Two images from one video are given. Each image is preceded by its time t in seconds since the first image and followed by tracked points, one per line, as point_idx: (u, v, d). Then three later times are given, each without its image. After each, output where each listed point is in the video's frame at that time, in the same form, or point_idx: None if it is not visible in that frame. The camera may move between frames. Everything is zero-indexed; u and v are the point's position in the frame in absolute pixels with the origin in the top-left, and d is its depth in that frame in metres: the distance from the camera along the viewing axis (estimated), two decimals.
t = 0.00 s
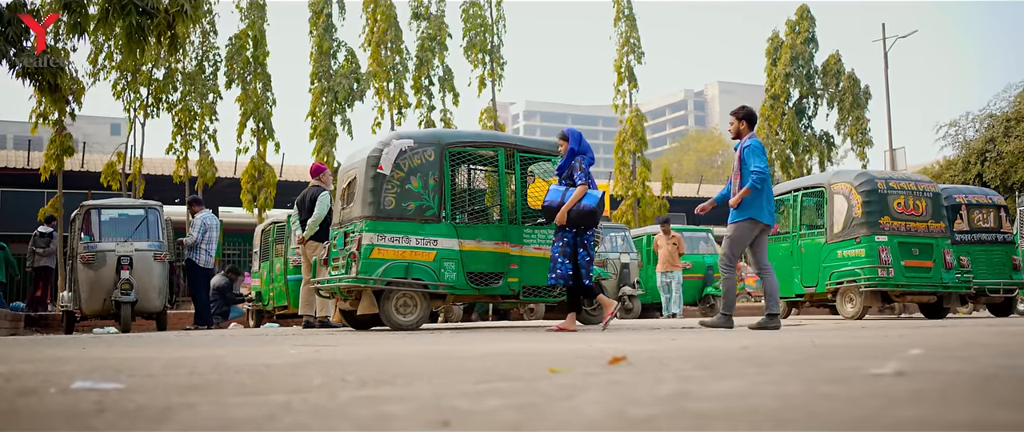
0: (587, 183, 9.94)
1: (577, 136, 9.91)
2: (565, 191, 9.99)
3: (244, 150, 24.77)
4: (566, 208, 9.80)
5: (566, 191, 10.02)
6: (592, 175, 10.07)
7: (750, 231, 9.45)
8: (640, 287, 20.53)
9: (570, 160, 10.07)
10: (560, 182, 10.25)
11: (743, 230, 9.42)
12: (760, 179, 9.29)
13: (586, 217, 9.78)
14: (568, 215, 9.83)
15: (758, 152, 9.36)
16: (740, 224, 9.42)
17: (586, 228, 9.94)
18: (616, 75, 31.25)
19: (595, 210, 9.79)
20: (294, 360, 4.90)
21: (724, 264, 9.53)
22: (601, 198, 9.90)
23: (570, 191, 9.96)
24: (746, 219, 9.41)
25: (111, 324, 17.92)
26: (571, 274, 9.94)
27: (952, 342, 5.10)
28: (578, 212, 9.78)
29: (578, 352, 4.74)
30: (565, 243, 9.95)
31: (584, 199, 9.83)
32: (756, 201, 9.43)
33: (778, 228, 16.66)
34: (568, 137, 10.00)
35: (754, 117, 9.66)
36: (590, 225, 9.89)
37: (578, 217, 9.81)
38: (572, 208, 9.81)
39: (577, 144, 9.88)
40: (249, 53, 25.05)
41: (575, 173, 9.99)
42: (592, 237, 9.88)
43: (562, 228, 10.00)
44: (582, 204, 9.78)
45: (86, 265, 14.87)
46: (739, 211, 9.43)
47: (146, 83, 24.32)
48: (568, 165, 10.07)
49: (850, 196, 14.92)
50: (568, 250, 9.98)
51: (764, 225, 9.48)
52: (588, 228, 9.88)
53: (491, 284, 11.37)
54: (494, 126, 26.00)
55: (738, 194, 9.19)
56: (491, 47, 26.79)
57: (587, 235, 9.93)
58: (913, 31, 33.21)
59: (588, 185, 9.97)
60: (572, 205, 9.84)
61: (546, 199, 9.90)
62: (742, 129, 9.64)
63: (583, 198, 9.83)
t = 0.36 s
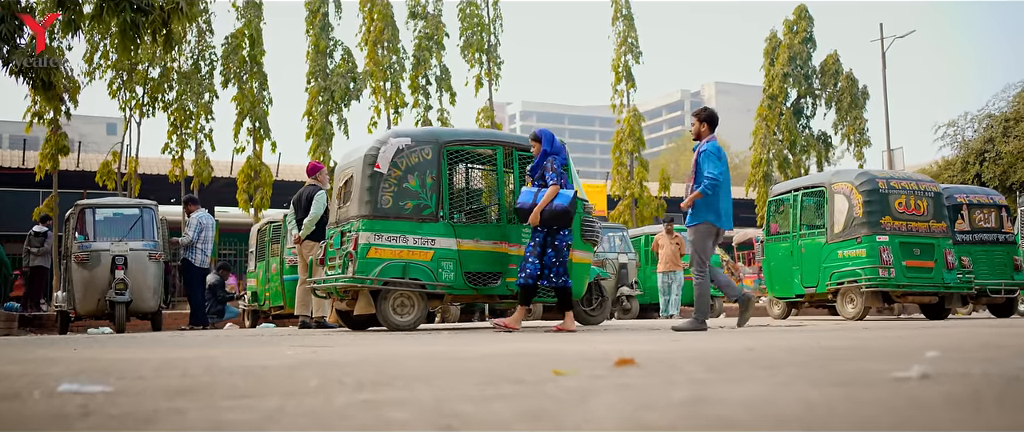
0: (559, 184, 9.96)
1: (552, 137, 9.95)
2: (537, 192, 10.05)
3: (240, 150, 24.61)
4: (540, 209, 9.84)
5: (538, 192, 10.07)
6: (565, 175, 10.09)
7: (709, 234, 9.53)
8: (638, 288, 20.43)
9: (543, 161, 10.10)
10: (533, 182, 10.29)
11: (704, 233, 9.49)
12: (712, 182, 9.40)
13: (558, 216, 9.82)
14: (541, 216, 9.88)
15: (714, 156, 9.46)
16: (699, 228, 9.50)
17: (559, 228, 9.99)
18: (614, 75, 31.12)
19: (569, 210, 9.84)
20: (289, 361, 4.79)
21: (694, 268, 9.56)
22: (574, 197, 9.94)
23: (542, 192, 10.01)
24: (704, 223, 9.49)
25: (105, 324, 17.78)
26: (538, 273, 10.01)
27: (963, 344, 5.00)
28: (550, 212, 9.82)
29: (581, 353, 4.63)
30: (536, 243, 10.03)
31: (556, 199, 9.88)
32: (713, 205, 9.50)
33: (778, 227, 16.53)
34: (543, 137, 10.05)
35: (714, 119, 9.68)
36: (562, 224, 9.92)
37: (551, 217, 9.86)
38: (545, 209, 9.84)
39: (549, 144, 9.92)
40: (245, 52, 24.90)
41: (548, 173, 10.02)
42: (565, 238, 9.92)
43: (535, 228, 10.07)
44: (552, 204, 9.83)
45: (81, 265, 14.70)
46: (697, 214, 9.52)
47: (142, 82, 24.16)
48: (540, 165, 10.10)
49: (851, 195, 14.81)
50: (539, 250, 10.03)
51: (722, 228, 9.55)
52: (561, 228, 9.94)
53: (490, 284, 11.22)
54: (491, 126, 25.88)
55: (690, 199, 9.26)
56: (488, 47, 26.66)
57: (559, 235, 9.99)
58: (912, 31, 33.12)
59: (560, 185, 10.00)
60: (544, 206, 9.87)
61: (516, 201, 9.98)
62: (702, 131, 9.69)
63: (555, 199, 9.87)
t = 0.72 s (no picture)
0: (526, 181, 10.03)
1: (522, 134, 10.05)
2: (504, 191, 10.13)
3: (237, 149, 24.46)
4: (507, 206, 9.89)
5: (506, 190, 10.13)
6: (534, 172, 10.14)
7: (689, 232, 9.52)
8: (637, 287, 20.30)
9: (512, 158, 10.18)
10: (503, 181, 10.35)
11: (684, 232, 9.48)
12: (689, 174, 9.47)
13: (524, 214, 9.83)
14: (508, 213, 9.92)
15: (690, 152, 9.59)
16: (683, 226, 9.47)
17: (526, 225, 10.03)
18: (612, 74, 31.00)
19: (534, 207, 9.86)
20: (284, 361, 4.65)
21: (682, 270, 9.45)
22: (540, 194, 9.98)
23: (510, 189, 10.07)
24: (684, 221, 9.48)
25: (102, 325, 17.64)
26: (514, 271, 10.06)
27: (977, 343, 4.87)
28: (516, 210, 9.85)
29: (587, 354, 4.50)
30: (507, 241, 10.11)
31: (522, 197, 9.93)
32: (690, 201, 9.51)
33: (779, 227, 16.41)
34: (514, 133, 10.14)
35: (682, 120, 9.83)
36: (531, 222, 9.96)
37: (517, 215, 9.88)
38: (511, 206, 9.89)
39: (518, 142, 10.02)
40: (242, 51, 24.73)
41: (516, 170, 10.08)
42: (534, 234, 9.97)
43: (505, 225, 10.14)
44: (519, 201, 9.86)
45: (76, 265, 14.57)
46: (676, 213, 9.49)
47: (138, 81, 24.01)
48: (510, 162, 10.17)
49: (853, 194, 14.69)
50: (510, 247, 10.10)
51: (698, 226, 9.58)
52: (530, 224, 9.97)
53: (489, 283, 11.09)
54: (489, 125, 25.75)
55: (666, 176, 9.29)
56: (486, 46, 26.55)
57: (527, 232, 10.04)
58: (911, 29, 33.02)
59: (528, 182, 10.05)
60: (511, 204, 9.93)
61: (484, 200, 10.05)
62: (672, 130, 9.76)
63: (521, 196, 9.92)
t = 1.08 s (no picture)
0: (511, 180, 10.08)
1: (510, 132, 10.08)
2: (489, 192, 10.13)
3: (234, 148, 24.28)
4: (497, 206, 9.94)
5: (491, 190, 10.16)
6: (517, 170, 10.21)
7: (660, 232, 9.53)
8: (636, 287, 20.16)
9: (496, 156, 10.21)
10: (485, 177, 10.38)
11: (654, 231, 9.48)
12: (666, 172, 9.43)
13: (514, 213, 9.93)
14: (497, 213, 9.98)
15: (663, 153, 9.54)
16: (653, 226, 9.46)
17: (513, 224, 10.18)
18: (611, 74, 30.88)
19: (523, 206, 9.94)
20: (281, 363, 4.52)
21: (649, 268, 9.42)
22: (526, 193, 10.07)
23: (495, 190, 10.09)
24: (656, 221, 9.48)
25: (97, 325, 17.50)
26: (498, 270, 10.18)
27: (992, 345, 4.76)
28: (507, 209, 9.92)
29: (594, 355, 4.38)
30: (493, 241, 10.18)
31: (510, 196, 10.00)
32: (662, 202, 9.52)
33: (780, 226, 16.29)
34: (499, 131, 10.17)
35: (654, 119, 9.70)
36: (518, 220, 10.04)
37: (507, 214, 9.97)
38: (501, 206, 9.94)
39: (505, 140, 10.05)
40: (239, 49, 24.60)
41: (501, 169, 10.13)
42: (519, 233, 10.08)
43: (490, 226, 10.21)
44: (508, 201, 9.92)
45: (71, 264, 14.41)
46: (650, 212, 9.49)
47: (135, 80, 23.83)
48: (494, 160, 10.21)
49: (854, 193, 14.58)
50: (496, 247, 10.21)
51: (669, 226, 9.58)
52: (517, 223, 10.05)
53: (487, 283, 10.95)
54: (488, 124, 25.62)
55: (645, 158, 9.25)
56: (484, 45, 26.42)
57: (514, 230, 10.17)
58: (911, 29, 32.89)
59: (513, 180, 10.12)
60: (499, 204, 9.97)
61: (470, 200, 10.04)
62: (644, 131, 9.65)
63: (509, 196, 9.97)
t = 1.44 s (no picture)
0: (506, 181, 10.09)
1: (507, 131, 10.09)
2: (489, 194, 9.92)
3: (231, 148, 24.12)
4: (504, 209, 9.92)
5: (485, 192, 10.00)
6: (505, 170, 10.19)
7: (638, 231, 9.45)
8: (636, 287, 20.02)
9: (489, 155, 10.06)
10: (473, 176, 10.13)
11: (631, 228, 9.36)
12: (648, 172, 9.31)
13: (519, 215, 10.05)
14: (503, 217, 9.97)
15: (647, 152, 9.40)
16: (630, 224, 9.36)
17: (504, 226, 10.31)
18: (609, 73, 30.75)
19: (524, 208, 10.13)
20: (279, 365, 4.40)
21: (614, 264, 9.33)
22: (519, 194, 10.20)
23: (495, 193, 9.93)
24: (634, 220, 9.37)
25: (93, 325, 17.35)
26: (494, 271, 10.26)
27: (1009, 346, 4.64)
28: (514, 212, 9.99)
29: (603, 356, 4.25)
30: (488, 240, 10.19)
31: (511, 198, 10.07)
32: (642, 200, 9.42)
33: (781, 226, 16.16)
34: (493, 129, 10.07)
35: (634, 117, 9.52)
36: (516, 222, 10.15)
37: (511, 217, 10.02)
38: (509, 209, 9.96)
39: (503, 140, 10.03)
40: (236, 49, 24.45)
41: (500, 170, 10.06)
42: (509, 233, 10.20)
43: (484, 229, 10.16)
44: (515, 203, 10.00)
45: (67, 264, 14.27)
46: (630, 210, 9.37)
47: (132, 79, 23.65)
48: (488, 159, 10.07)
49: (857, 192, 14.44)
50: (490, 248, 10.24)
51: (647, 226, 9.53)
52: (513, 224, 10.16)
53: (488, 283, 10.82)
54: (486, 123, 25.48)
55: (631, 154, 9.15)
56: (482, 44, 26.27)
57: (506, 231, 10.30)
58: (910, 28, 32.79)
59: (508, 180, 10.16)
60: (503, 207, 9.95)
61: (478, 204, 9.81)
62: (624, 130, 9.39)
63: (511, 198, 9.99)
